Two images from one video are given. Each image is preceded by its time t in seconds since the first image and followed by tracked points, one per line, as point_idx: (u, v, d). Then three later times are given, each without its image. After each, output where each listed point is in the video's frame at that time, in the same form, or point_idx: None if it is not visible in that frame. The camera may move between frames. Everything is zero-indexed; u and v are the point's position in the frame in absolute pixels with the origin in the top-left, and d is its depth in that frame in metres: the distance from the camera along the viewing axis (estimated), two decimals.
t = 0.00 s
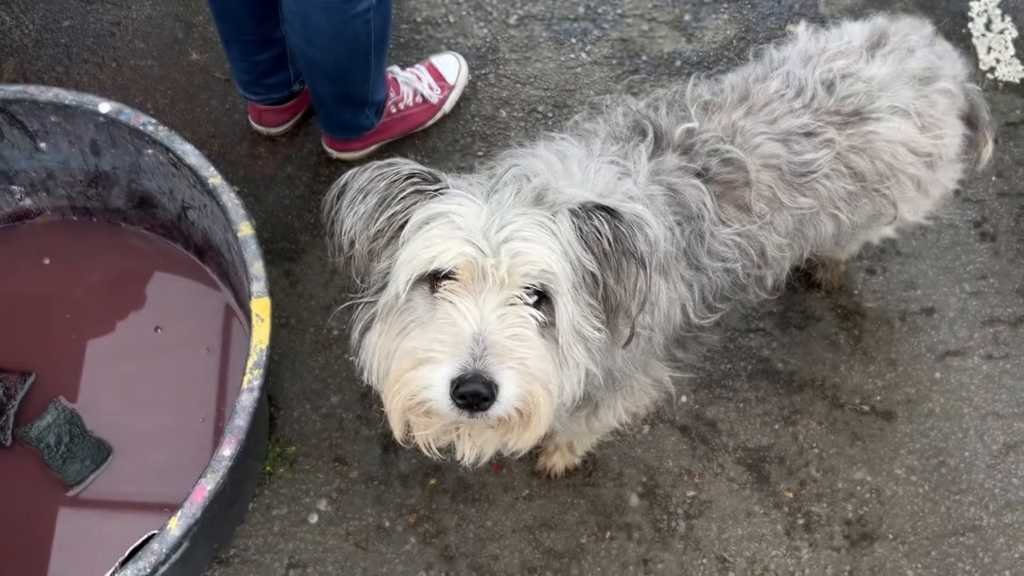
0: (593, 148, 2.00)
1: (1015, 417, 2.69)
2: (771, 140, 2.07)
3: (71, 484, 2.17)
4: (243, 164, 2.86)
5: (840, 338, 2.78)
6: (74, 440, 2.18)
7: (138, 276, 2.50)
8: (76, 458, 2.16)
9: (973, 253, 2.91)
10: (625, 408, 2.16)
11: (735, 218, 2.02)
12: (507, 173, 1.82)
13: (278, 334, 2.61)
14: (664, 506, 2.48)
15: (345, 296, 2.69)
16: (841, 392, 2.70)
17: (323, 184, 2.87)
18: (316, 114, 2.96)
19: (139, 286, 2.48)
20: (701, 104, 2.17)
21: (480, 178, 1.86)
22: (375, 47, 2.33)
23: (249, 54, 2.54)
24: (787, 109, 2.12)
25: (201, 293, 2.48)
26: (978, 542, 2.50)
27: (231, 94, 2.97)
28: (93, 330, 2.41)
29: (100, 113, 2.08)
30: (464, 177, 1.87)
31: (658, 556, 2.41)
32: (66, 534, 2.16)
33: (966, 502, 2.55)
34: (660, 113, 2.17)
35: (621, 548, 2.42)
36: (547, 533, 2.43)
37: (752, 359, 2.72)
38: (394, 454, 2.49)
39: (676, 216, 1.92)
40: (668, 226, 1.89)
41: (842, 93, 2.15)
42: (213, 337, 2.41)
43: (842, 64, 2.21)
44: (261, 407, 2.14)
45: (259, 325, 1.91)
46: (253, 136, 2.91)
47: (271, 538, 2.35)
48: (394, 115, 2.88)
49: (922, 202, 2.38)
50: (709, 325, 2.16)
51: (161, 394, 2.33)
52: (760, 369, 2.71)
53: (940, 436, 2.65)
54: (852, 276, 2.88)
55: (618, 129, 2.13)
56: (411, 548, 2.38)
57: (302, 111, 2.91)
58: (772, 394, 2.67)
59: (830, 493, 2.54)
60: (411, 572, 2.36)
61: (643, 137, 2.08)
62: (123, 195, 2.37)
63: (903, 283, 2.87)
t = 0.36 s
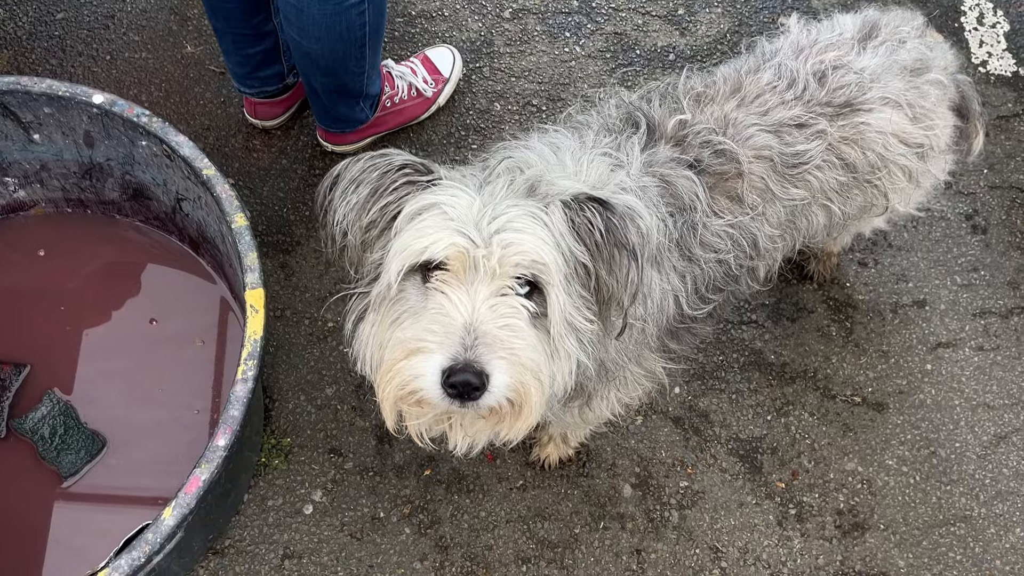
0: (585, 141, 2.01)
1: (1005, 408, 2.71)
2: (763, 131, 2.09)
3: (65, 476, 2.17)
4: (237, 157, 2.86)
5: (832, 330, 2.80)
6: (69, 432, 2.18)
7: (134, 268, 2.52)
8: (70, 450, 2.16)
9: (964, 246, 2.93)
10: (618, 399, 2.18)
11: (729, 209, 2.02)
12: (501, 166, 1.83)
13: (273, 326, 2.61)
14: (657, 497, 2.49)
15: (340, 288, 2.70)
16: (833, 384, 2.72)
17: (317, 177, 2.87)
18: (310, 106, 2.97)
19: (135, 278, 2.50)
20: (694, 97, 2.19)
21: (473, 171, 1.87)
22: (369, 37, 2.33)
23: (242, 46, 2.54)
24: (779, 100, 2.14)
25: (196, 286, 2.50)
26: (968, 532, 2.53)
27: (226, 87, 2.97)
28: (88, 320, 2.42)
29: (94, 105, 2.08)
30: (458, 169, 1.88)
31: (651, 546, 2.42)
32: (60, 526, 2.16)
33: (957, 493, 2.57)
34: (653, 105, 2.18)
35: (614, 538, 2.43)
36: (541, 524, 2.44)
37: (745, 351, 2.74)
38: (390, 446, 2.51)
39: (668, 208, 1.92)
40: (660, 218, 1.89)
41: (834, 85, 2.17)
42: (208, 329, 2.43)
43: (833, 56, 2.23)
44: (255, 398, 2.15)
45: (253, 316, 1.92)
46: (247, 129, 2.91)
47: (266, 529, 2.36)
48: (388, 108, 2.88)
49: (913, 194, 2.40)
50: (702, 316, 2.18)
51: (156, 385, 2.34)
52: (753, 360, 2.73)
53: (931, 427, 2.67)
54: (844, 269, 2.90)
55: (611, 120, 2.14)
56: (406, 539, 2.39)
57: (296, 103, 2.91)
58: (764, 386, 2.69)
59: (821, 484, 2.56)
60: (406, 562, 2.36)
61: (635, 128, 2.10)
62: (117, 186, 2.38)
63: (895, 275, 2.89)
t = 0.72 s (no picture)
0: (581, 133, 2.01)
1: (1000, 402, 2.71)
2: (760, 123, 2.08)
3: (60, 469, 2.16)
4: (233, 150, 2.85)
5: (828, 323, 2.81)
6: (63, 425, 2.16)
7: (129, 261, 2.51)
8: (65, 443, 2.15)
9: (960, 240, 2.94)
10: (614, 392, 2.18)
11: (725, 201, 2.02)
12: (495, 158, 1.83)
13: (268, 319, 2.61)
14: (653, 490, 2.50)
15: (335, 281, 2.69)
16: (829, 377, 2.72)
17: (313, 170, 2.87)
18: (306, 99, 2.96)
19: (130, 271, 2.49)
20: (690, 89, 2.19)
21: (468, 163, 1.86)
22: (365, 28, 2.32)
23: (238, 37, 2.53)
24: (775, 93, 2.14)
25: (192, 279, 2.50)
26: (963, 525, 2.53)
27: (221, 79, 2.96)
28: (83, 313, 2.41)
29: (88, 96, 2.07)
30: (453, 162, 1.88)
31: (647, 539, 2.43)
32: (54, 519, 2.15)
33: (952, 486, 2.58)
34: (650, 97, 2.18)
35: (610, 531, 2.44)
36: (537, 517, 2.44)
37: (741, 344, 2.74)
38: (385, 439, 2.50)
39: (665, 200, 1.92)
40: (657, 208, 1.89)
41: (830, 77, 2.17)
42: (203, 321, 2.42)
43: (830, 48, 2.23)
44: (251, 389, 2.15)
45: (248, 308, 1.91)
46: (243, 122, 2.90)
47: (261, 522, 2.35)
48: (384, 101, 2.88)
49: (909, 186, 2.40)
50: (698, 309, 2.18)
51: (152, 378, 2.33)
52: (749, 354, 2.73)
53: (926, 421, 2.67)
54: (839, 263, 2.90)
55: (608, 112, 2.13)
56: (402, 532, 2.39)
57: (292, 96, 2.90)
58: (761, 379, 2.69)
59: (817, 477, 2.56)
60: (401, 555, 2.36)
61: (632, 120, 2.09)
62: (112, 178, 2.37)
63: (891, 269, 2.89)
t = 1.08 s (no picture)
0: (577, 128, 1.96)
1: (1001, 402, 2.68)
2: (759, 118, 2.04)
3: (43, 471, 2.11)
4: (223, 145, 2.81)
5: (827, 322, 2.77)
6: (47, 426, 2.11)
7: (116, 260, 2.46)
8: (49, 444, 2.10)
9: (961, 238, 2.90)
10: (610, 392, 2.13)
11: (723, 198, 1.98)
12: (488, 154, 1.79)
13: (258, 318, 2.56)
14: (649, 492, 2.46)
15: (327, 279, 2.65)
16: (828, 377, 2.68)
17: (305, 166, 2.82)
18: (298, 94, 2.91)
19: (117, 269, 2.44)
20: (688, 84, 2.15)
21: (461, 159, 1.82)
22: (358, 19, 2.27)
23: (228, 29, 2.48)
24: (774, 87, 2.10)
25: (180, 277, 2.45)
26: (963, 528, 2.49)
27: (212, 73, 2.91)
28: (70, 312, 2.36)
29: (72, 89, 2.02)
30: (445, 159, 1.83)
31: (643, 541, 2.39)
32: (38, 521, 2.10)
33: (952, 488, 2.54)
34: (647, 92, 2.14)
35: (606, 534, 2.40)
36: (531, 519, 2.40)
37: (738, 343, 2.70)
38: (377, 440, 2.46)
39: (664, 196, 1.88)
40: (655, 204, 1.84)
41: (831, 71, 2.12)
42: (191, 320, 2.38)
43: (831, 41, 2.19)
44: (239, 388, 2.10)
45: (235, 306, 1.87)
46: (233, 117, 2.85)
47: (251, 524, 2.31)
48: (377, 95, 2.83)
49: (910, 182, 2.36)
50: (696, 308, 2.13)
51: (139, 378, 2.29)
52: (747, 354, 2.69)
53: (926, 421, 2.64)
54: (839, 261, 2.86)
55: (604, 107, 2.09)
56: (394, 534, 2.35)
57: (283, 90, 2.86)
58: (759, 378, 2.65)
59: (816, 479, 2.53)
60: (393, 558, 2.32)
61: (628, 115, 2.05)
62: (98, 173, 2.32)
63: (891, 267, 2.85)
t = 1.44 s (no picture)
0: (574, 124, 1.94)
1: (999, 400, 2.66)
2: (759, 114, 2.02)
3: (33, 469, 2.09)
4: (216, 140, 2.78)
5: (825, 320, 2.75)
6: (37, 424, 2.08)
7: (106, 256, 2.43)
8: (38, 443, 2.07)
9: (959, 235, 2.88)
10: (606, 391, 2.11)
11: (722, 197, 1.96)
12: (483, 151, 1.76)
13: (251, 314, 2.53)
14: (645, 490, 2.44)
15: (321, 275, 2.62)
16: (826, 375, 2.66)
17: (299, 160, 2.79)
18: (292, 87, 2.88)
19: (107, 265, 2.41)
20: (686, 79, 2.12)
21: (456, 156, 1.79)
22: (354, 12, 2.25)
23: (222, 22, 2.45)
24: (774, 83, 2.07)
25: (171, 273, 2.42)
26: (961, 526, 2.48)
27: (204, 67, 2.88)
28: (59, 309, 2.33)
29: (61, 83, 2.00)
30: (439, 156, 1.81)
31: (639, 540, 2.37)
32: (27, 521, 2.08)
33: (950, 486, 2.53)
34: (644, 87, 2.11)
35: (601, 532, 2.38)
36: (527, 517, 2.38)
37: (736, 341, 2.68)
38: (372, 438, 2.44)
39: (662, 192, 1.85)
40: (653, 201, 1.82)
41: (831, 67, 2.10)
42: (183, 317, 2.35)
43: (830, 37, 2.16)
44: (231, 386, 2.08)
45: (226, 305, 1.84)
46: (226, 111, 2.82)
47: (244, 523, 2.29)
48: (372, 89, 2.80)
49: (910, 180, 2.34)
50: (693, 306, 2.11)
51: (130, 376, 2.26)
52: (744, 351, 2.67)
53: (924, 420, 2.62)
54: (836, 258, 2.84)
55: (600, 103, 2.06)
56: (388, 533, 2.33)
57: (277, 84, 2.82)
58: (756, 376, 2.63)
59: (813, 477, 2.51)
60: (388, 557, 2.30)
61: (626, 111, 2.02)
62: (88, 168, 2.30)
63: (889, 264, 2.84)
